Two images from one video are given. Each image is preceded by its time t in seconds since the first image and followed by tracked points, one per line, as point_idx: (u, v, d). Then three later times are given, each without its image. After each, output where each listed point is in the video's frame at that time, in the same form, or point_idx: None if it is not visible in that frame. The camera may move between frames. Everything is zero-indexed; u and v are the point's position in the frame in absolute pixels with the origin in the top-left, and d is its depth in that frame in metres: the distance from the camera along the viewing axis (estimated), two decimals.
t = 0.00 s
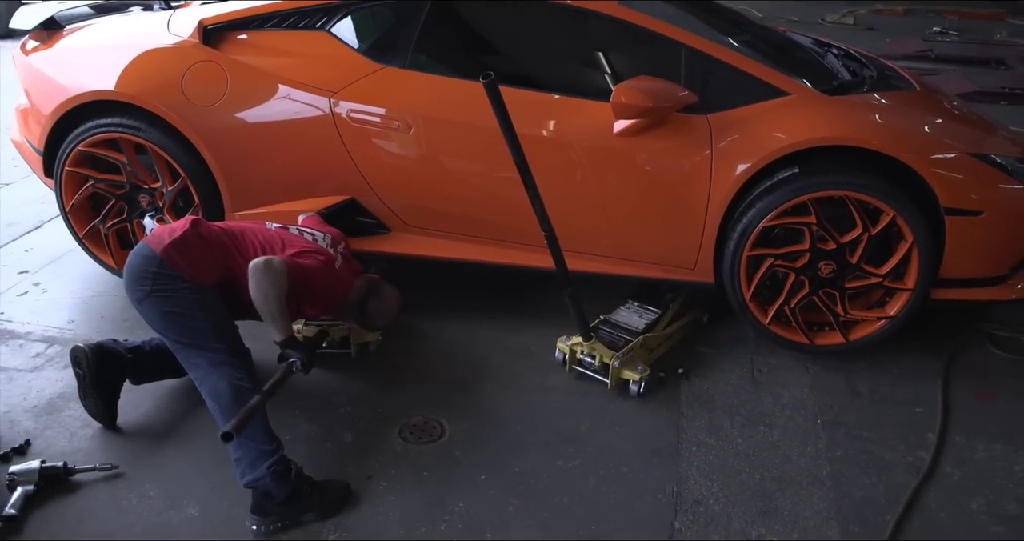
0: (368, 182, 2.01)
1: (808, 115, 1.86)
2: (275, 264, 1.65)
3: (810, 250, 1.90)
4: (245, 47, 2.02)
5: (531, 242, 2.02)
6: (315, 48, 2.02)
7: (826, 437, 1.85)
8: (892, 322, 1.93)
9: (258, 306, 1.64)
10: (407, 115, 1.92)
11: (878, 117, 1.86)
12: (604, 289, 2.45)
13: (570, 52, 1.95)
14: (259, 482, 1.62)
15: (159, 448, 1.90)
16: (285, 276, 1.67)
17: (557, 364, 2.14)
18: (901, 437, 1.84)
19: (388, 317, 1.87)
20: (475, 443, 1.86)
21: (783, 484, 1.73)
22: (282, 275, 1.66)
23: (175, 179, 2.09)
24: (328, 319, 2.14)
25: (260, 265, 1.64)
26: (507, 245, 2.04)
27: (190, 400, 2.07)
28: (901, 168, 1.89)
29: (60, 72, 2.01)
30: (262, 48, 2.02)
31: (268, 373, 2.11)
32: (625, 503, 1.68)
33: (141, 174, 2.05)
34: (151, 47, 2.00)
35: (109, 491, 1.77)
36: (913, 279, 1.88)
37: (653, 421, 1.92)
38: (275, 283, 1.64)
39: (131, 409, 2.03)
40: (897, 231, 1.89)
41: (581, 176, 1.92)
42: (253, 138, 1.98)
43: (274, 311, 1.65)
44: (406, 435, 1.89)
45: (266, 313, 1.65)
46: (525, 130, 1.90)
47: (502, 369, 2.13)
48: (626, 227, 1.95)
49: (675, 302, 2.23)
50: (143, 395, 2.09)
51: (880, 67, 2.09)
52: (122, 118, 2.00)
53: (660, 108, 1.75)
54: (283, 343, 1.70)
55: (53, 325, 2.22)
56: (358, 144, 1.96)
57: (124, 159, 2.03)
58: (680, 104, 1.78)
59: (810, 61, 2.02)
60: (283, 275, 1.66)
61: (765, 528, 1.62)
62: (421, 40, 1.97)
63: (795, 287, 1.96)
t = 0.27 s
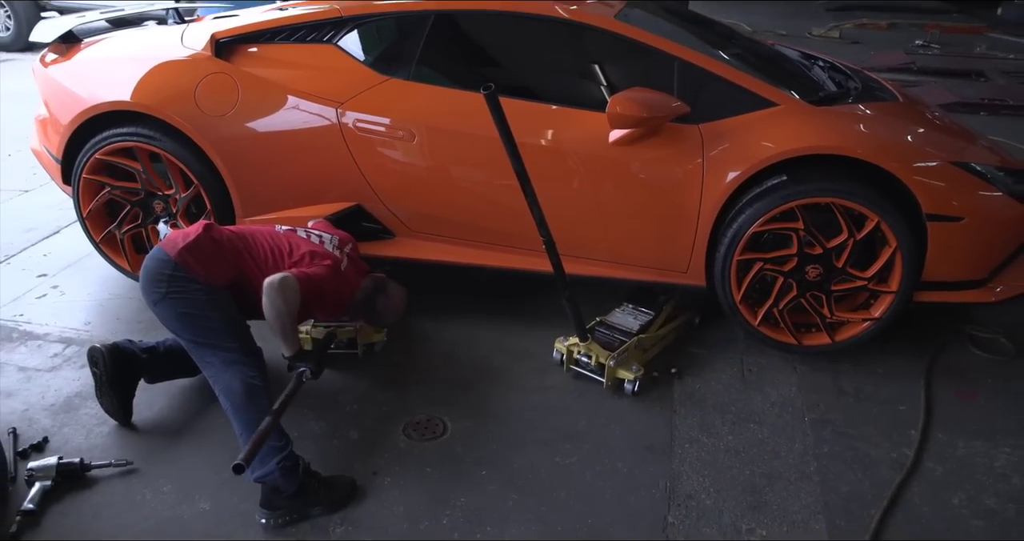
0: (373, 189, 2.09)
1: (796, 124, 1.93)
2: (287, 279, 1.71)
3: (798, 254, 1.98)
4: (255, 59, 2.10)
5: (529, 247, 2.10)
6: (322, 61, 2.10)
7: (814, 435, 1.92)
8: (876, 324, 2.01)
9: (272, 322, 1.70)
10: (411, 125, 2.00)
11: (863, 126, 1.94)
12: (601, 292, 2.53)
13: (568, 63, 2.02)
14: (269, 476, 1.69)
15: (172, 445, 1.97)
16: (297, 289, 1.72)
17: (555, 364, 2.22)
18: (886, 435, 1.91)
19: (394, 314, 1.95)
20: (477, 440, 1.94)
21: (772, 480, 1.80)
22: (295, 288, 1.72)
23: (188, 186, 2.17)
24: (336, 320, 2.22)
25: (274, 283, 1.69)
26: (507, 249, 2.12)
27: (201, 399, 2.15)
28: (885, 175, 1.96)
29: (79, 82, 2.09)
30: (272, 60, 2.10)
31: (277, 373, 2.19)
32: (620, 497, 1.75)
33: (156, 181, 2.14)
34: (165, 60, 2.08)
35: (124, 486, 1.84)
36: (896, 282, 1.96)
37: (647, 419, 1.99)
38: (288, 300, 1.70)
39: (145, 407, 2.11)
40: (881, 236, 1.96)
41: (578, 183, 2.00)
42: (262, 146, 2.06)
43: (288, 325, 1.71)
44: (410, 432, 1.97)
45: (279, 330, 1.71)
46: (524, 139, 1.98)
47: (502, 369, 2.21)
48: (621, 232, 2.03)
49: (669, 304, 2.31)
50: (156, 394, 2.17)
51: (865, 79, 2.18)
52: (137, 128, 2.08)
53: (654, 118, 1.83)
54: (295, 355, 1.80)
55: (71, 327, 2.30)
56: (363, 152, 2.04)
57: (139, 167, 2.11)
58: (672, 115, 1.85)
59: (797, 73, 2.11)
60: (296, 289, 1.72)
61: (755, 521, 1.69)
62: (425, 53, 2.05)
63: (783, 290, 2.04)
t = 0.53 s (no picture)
0: (375, 195, 2.16)
1: (783, 134, 2.00)
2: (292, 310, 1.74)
3: (785, 259, 2.05)
4: (261, 70, 2.18)
5: (526, 252, 2.17)
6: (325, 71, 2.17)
7: (802, 433, 1.99)
8: (861, 326, 2.08)
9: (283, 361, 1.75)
10: (412, 134, 2.07)
11: (848, 136, 2.01)
12: (597, 295, 2.60)
13: (562, 75, 2.09)
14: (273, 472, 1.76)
15: (180, 444, 2.04)
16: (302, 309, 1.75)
17: (551, 365, 2.29)
18: (870, 434, 1.98)
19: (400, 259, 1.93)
20: (474, 439, 2.00)
21: (761, 477, 1.86)
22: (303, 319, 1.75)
23: (196, 192, 2.24)
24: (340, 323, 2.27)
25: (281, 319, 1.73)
26: (504, 254, 2.19)
27: (208, 399, 2.22)
28: (870, 183, 2.03)
29: (91, 92, 2.16)
30: (278, 71, 2.18)
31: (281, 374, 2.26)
32: (614, 494, 1.82)
33: (166, 188, 2.21)
34: (174, 71, 2.16)
35: (134, 483, 1.90)
36: (880, 286, 2.03)
37: (640, 418, 2.06)
38: (297, 325, 1.73)
39: (154, 407, 2.17)
40: (866, 241, 2.03)
41: (573, 190, 2.06)
42: (269, 154, 2.13)
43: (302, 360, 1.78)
44: (410, 431, 2.03)
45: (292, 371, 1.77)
46: (521, 148, 2.05)
47: (500, 369, 2.28)
48: (614, 238, 2.10)
49: (661, 306, 2.38)
50: (164, 394, 2.23)
51: (849, 90, 2.26)
52: (148, 136, 2.15)
53: (646, 127, 1.89)
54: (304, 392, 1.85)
55: (82, 329, 2.37)
56: (366, 160, 2.11)
57: (150, 174, 2.19)
58: (664, 124, 1.91)
59: (785, 84, 2.18)
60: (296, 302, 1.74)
61: (743, 516, 1.75)
62: (425, 65, 2.12)
63: (772, 293, 2.11)
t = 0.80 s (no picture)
0: (377, 201, 2.22)
1: (775, 142, 2.06)
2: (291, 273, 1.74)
3: (776, 263, 2.11)
4: (268, 79, 2.24)
5: (525, 256, 2.23)
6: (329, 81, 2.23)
7: (792, 433, 2.05)
8: (851, 329, 2.14)
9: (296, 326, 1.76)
10: (413, 141, 2.13)
11: (837, 144, 2.07)
12: (594, 298, 2.67)
13: (560, 85, 2.14)
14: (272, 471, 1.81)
15: (188, 443, 2.09)
16: (299, 270, 1.75)
17: (549, 367, 2.35)
18: (859, 433, 2.04)
19: (365, 178, 1.86)
20: (474, 438, 2.06)
21: (753, 475, 1.92)
22: (304, 275, 1.75)
23: (203, 198, 2.31)
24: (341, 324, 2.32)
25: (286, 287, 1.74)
26: (503, 258, 2.25)
27: (214, 400, 2.27)
28: (859, 189, 2.09)
29: (102, 101, 2.22)
30: (283, 80, 2.24)
31: (286, 375, 2.32)
32: (610, 492, 1.87)
33: (174, 194, 2.27)
34: (183, 81, 2.22)
35: (143, 481, 1.96)
36: (869, 289, 2.09)
37: (636, 419, 2.12)
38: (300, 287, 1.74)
39: (161, 407, 2.23)
40: (855, 246, 2.09)
41: (570, 197, 2.12)
42: (275, 161, 2.19)
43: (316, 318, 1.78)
44: (412, 431, 2.09)
45: (309, 335, 1.78)
46: (520, 155, 2.11)
47: (499, 370, 2.34)
48: (610, 243, 2.16)
49: (655, 309, 2.44)
50: (171, 395, 2.29)
51: (838, 99, 2.34)
52: (157, 144, 2.21)
53: (642, 136, 1.95)
54: (320, 359, 1.83)
55: (92, 331, 2.43)
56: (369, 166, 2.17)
57: (158, 181, 2.25)
58: (659, 133, 1.98)
59: (776, 94, 2.25)
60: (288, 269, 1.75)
61: (736, 513, 1.80)
62: (427, 75, 2.19)
63: (763, 296, 2.17)
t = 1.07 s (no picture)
0: (382, 207, 2.31)
1: (764, 150, 2.14)
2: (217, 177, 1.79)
3: (765, 267, 2.19)
4: (278, 90, 2.33)
5: (524, 260, 2.31)
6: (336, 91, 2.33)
7: (781, 430, 2.13)
8: (837, 330, 2.22)
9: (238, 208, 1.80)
10: (417, 149, 2.22)
11: (824, 152, 2.15)
12: (591, 301, 2.76)
13: (558, 95, 2.23)
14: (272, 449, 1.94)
15: (198, 440, 2.17)
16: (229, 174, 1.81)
17: (548, 366, 2.43)
18: (846, 431, 2.11)
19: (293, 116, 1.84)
20: (475, 434, 2.14)
21: (743, 471, 1.99)
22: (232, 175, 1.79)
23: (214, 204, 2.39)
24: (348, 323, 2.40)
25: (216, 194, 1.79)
26: (503, 261, 2.33)
27: (225, 398, 2.36)
28: (845, 195, 2.17)
29: (117, 110, 2.31)
30: (292, 90, 2.33)
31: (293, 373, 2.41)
32: (606, 487, 1.94)
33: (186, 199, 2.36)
34: (195, 91, 2.30)
35: (155, 476, 2.03)
36: (855, 292, 2.17)
37: (631, 416, 2.20)
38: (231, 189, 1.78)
39: (174, 405, 2.32)
40: (842, 250, 2.17)
41: (568, 202, 2.21)
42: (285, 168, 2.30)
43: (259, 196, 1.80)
44: (415, 428, 2.17)
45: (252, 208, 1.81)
46: (520, 162, 2.19)
47: (499, 369, 2.42)
48: (606, 247, 2.24)
49: (649, 311, 2.53)
50: (183, 393, 2.38)
51: (825, 110, 2.43)
52: (170, 152, 2.30)
53: (636, 144, 2.02)
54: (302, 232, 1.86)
55: (108, 331, 2.53)
56: (374, 173, 2.26)
57: (171, 187, 2.33)
58: (653, 141, 2.05)
59: (765, 104, 2.34)
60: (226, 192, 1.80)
61: (727, 507, 1.87)
62: (430, 86, 2.27)
63: (753, 298, 2.25)
